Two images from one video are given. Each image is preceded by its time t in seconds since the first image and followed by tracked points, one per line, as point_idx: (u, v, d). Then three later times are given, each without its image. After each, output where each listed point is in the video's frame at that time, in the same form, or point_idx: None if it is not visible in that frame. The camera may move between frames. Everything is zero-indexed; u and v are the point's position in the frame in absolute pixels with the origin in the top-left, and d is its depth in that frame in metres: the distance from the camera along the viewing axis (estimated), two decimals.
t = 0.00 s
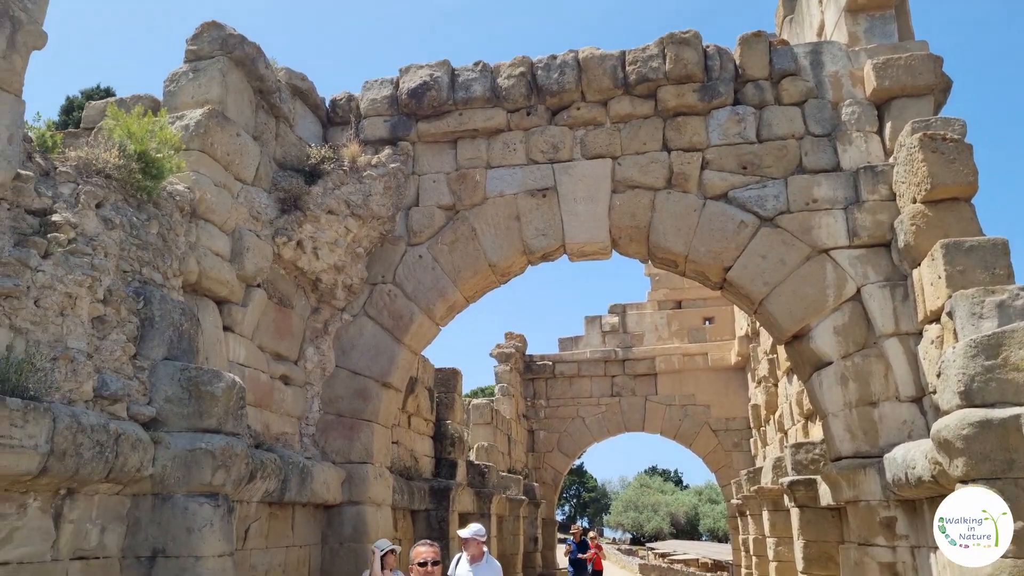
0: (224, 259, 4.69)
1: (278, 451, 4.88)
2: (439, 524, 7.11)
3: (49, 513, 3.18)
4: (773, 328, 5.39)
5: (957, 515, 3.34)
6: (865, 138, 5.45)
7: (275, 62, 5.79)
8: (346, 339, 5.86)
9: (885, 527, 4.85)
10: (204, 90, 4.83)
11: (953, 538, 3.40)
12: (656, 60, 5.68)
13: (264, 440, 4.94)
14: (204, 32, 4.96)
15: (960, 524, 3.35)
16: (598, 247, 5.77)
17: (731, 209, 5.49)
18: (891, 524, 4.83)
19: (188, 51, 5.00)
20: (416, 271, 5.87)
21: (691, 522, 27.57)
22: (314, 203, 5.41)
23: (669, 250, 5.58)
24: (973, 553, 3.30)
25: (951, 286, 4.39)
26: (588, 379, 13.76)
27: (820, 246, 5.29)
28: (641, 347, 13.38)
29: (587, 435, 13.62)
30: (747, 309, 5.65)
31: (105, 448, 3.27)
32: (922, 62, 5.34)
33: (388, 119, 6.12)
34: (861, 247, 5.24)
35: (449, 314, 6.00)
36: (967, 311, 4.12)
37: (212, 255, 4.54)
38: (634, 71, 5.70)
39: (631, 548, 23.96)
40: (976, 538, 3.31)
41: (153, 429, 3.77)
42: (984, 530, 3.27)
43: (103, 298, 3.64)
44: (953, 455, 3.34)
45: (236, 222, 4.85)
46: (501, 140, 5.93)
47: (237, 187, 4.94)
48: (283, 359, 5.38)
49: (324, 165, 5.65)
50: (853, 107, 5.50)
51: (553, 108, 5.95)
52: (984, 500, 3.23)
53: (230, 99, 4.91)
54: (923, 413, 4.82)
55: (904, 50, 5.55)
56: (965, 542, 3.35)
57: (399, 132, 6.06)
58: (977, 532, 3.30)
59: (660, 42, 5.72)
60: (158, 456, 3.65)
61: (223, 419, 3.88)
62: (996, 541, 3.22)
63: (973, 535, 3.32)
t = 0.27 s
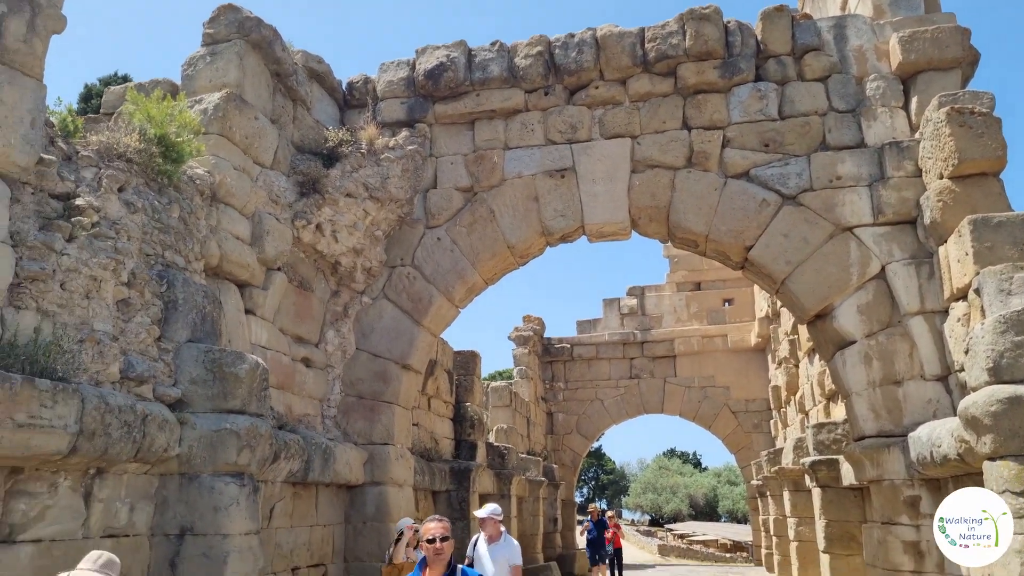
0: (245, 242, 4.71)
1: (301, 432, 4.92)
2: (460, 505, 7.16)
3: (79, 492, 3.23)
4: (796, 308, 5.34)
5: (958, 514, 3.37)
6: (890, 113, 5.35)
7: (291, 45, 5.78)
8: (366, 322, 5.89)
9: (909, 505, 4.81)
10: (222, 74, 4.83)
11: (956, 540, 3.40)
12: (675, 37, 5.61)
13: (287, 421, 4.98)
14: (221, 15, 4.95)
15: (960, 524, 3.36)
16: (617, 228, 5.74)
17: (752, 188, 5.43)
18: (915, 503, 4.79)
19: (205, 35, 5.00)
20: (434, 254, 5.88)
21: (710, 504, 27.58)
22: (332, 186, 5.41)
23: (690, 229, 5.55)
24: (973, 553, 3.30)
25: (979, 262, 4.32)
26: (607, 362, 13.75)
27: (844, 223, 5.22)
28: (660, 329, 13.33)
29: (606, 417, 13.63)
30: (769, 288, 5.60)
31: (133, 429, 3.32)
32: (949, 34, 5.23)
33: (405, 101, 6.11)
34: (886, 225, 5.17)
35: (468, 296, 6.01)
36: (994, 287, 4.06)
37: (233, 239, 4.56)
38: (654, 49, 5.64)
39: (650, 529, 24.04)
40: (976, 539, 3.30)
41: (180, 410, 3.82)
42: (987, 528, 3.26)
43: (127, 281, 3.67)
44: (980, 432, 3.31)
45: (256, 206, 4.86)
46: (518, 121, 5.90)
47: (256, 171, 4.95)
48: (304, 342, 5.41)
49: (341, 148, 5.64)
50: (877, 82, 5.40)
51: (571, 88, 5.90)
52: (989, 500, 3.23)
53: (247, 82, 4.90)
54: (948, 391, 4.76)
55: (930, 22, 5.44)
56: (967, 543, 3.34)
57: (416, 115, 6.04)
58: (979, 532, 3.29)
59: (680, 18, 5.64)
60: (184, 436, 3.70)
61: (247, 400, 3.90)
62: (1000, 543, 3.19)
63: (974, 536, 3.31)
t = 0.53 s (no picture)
0: (266, 213, 4.71)
1: (325, 401, 4.96)
2: (481, 474, 7.21)
3: (110, 459, 3.27)
4: (819, 275, 5.29)
5: (958, 515, 3.68)
6: (919, 75, 5.22)
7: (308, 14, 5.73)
8: (386, 293, 5.91)
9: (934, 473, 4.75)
10: (240, 44, 4.80)
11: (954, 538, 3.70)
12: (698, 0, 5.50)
13: (310, 391, 5.02)
14: None
15: (960, 525, 3.66)
16: (638, 196, 5.69)
17: (777, 153, 5.35)
18: (940, 470, 4.74)
19: (222, 4, 4.96)
20: (453, 224, 5.86)
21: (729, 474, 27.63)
22: (351, 156, 5.38)
23: (712, 197, 5.49)
24: (973, 553, 3.59)
25: (1010, 227, 4.23)
26: (626, 333, 13.72)
27: (870, 189, 5.13)
28: (680, 300, 13.27)
29: (625, 388, 13.62)
30: (793, 256, 5.54)
31: (160, 397, 3.35)
32: None
33: (422, 69, 6.05)
34: (914, 190, 5.07)
35: (487, 266, 6.00)
36: None
37: (254, 210, 4.56)
38: (676, 12, 5.53)
39: (669, 499, 24.14)
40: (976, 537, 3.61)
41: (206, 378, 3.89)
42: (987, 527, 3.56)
43: (152, 251, 3.69)
44: (1011, 397, 3.26)
45: (275, 177, 4.85)
46: (538, 88, 5.82)
47: (275, 141, 4.93)
48: (326, 313, 5.43)
49: (360, 118, 5.61)
50: (906, 43, 5.25)
51: (591, 54, 5.81)
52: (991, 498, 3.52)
53: (265, 52, 4.87)
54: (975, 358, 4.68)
55: None
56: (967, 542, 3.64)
57: (434, 84, 5.99)
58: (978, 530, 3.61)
59: None
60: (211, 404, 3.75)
61: (271, 369, 3.95)
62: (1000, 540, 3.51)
63: (972, 535, 3.63)
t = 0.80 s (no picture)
0: (286, 174, 4.68)
1: (347, 361, 4.98)
2: (502, 435, 7.25)
3: (139, 416, 3.31)
4: (846, 235, 5.21)
5: (956, 516, 3.87)
6: (954, 28, 5.04)
7: None
8: (407, 255, 5.89)
9: (958, 434, 4.68)
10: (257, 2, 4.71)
11: (954, 537, 3.89)
12: None
13: (332, 352, 5.04)
14: None
15: (961, 525, 3.85)
16: (661, 155, 5.61)
17: (804, 110, 5.22)
18: (965, 431, 4.65)
19: None
20: (473, 185, 5.82)
21: (748, 437, 27.64)
22: (370, 116, 5.31)
23: (737, 155, 5.39)
24: (973, 553, 3.86)
25: None
26: (646, 296, 13.62)
27: (900, 146, 5.00)
28: (701, 263, 13.15)
29: (645, 351, 13.57)
30: (819, 216, 5.45)
31: (187, 355, 3.38)
32: None
33: (441, 28, 5.97)
34: (946, 147, 4.94)
35: (508, 228, 5.96)
36: None
37: (274, 170, 4.54)
38: None
39: (687, 462, 24.21)
40: (975, 538, 3.82)
41: (230, 338, 3.89)
42: (986, 528, 3.77)
43: (174, 212, 3.69)
44: None
45: (295, 137, 4.80)
46: (559, 46, 5.71)
47: (294, 102, 4.88)
48: (347, 275, 5.42)
49: (379, 77, 5.53)
50: None
51: (613, 9, 5.67)
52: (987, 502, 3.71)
53: (283, 10, 4.80)
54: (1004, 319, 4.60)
55: None
56: (964, 541, 3.87)
57: (453, 42, 5.91)
58: (975, 530, 3.81)
59: None
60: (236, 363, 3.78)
61: (294, 329, 3.97)
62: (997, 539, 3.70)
63: (971, 533, 3.83)
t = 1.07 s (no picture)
0: (299, 133, 4.62)
1: (362, 321, 4.98)
2: (516, 395, 7.27)
3: (159, 374, 3.32)
4: (867, 191, 5.11)
5: (959, 516, 4.31)
6: None
7: None
8: (421, 215, 5.86)
9: (975, 392, 4.59)
10: None
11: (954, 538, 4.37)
12: None
13: (347, 312, 5.03)
14: None
15: (961, 526, 4.34)
16: (679, 112, 5.51)
17: (826, 64, 5.09)
18: (982, 389, 4.56)
19: None
20: (488, 144, 5.75)
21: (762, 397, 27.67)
22: (383, 74, 5.21)
23: (756, 111, 5.28)
24: (973, 553, 4.30)
25: None
26: (661, 256, 13.50)
27: (924, 100, 4.87)
28: (717, 223, 13.02)
29: (659, 312, 13.49)
30: (840, 172, 5.35)
31: (203, 314, 3.38)
32: None
33: None
34: (971, 100, 4.81)
35: (523, 187, 5.91)
36: None
37: (287, 130, 4.48)
38: None
39: (700, 423, 24.27)
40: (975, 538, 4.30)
41: (246, 298, 3.88)
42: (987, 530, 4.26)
43: (187, 170, 3.66)
44: None
45: (307, 96, 4.73)
46: None
47: (306, 59, 4.79)
48: (361, 235, 5.39)
49: (391, 34, 5.40)
50: None
51: None
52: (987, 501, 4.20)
53: None
54: None
55: None
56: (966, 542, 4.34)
57: None
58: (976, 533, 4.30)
59: None
60: (252, 322, 3.77)
61: (309, 289, 3.96)
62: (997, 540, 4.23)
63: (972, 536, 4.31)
